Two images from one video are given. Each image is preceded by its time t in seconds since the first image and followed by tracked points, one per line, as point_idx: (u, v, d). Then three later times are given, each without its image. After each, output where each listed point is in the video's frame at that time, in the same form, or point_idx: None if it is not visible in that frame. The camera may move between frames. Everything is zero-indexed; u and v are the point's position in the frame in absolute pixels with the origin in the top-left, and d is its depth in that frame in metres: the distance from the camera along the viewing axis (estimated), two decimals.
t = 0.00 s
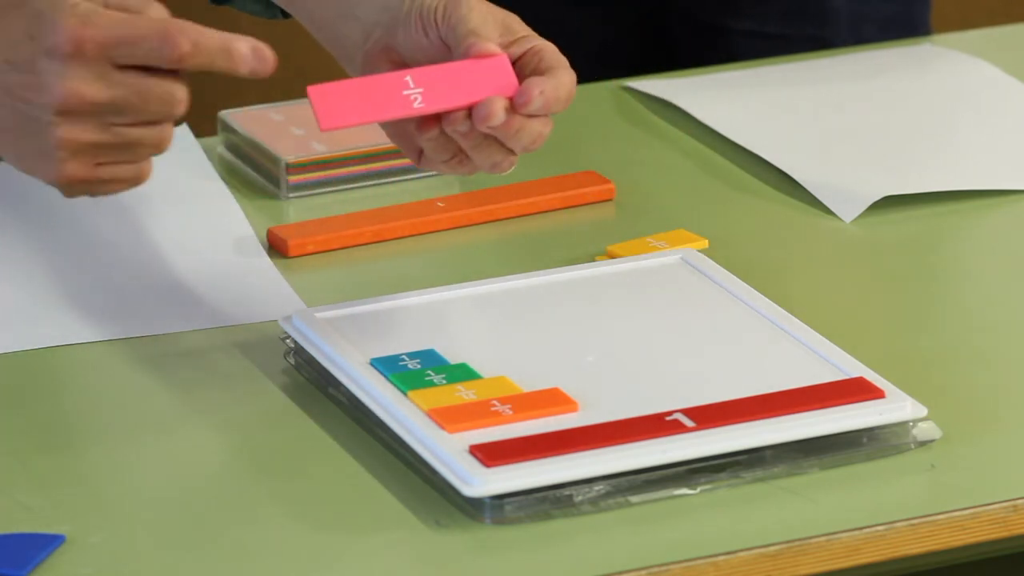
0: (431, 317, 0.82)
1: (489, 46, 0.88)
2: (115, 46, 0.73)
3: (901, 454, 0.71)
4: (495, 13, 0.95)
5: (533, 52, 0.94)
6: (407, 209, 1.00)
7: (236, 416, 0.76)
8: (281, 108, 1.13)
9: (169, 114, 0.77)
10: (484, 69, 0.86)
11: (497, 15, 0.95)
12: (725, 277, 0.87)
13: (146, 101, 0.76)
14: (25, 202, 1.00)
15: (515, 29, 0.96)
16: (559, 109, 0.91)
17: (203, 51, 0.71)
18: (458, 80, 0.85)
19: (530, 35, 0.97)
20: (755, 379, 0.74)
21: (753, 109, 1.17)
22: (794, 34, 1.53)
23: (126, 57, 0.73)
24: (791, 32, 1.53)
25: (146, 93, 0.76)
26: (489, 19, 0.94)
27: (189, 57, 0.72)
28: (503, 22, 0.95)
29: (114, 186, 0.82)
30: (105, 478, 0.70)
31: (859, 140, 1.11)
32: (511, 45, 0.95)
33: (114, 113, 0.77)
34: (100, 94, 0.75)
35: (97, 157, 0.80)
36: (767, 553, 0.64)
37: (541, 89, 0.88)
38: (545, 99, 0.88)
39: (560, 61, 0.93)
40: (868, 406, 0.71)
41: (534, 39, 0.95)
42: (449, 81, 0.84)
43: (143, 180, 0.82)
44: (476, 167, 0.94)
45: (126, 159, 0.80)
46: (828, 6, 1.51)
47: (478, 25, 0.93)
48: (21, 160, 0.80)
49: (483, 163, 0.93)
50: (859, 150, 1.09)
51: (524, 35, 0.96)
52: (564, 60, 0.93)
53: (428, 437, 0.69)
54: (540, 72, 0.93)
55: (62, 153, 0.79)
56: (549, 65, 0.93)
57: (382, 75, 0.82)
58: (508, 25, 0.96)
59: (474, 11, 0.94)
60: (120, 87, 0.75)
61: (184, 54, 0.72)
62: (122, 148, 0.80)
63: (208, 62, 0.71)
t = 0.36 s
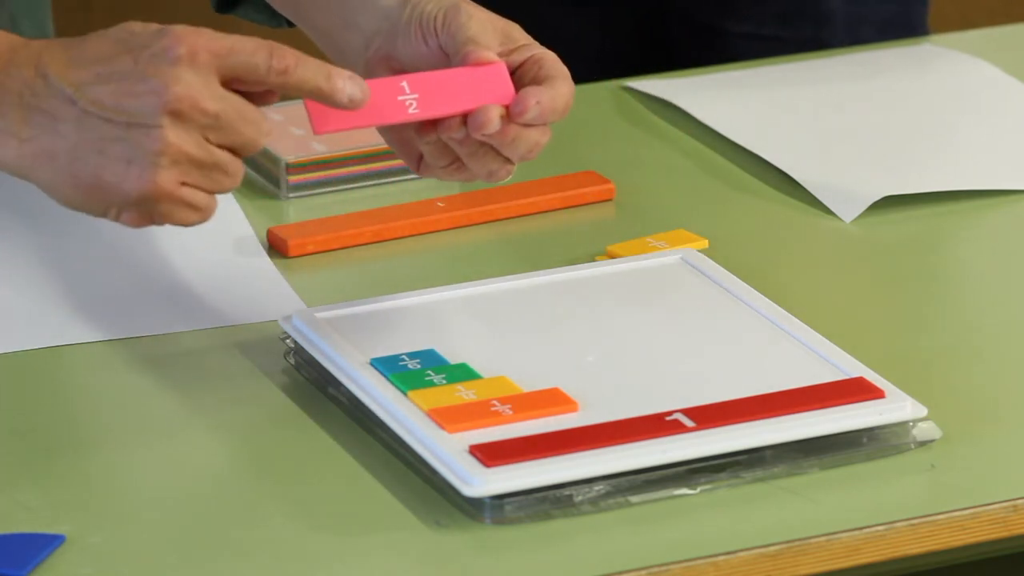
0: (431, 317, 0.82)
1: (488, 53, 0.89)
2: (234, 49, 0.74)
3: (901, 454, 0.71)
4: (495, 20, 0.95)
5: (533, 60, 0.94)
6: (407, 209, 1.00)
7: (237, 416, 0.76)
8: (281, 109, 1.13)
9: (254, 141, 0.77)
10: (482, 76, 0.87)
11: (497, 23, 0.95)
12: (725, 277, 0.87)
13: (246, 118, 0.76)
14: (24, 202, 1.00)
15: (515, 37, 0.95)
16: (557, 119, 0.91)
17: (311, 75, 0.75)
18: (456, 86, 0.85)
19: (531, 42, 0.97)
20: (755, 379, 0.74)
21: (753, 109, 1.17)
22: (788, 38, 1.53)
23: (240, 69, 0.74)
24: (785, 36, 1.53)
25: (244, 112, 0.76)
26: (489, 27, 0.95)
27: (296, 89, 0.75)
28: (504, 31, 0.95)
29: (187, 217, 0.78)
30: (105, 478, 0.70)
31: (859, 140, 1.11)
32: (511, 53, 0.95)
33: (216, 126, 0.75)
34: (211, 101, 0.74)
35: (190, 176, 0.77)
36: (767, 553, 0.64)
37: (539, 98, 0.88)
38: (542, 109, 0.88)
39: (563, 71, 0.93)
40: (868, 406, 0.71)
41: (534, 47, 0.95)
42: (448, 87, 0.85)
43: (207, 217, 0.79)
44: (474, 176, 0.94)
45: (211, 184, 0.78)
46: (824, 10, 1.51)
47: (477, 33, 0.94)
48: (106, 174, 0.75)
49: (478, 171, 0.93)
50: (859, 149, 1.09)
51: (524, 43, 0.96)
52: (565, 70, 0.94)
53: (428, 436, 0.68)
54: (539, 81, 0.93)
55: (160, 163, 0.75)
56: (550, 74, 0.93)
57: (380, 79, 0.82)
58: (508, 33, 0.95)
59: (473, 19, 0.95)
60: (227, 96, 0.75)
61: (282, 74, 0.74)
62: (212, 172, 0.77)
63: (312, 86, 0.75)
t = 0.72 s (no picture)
0: (431, 317, 0.82)
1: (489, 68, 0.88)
2: (255, 50, 0.74)
3: (901, 454, 0.71)
4: (496, 36, 0.94)
5: (535, 75, 0.93)
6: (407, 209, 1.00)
7: (237, 416, 0.76)
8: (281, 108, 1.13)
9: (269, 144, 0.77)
10: (483, 92, 0.86)
11: (499, 38, 0.94)
12: (725, 277, 0.87)
13: (263, 121, 0.76)
14: (24, 202, 1.00)
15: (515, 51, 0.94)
16: (557, 135, 0.89)
17: (326, 83, 0.76)
18: (455, 102, 0.84)
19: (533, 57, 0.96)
20: (756, 379, 0.74)
21: (753, 110, 1.17)
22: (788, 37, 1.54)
23: (260, 71, 0.74)
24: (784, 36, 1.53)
25: (261, 115, 0.75)
26: (490, 42, 0.93)
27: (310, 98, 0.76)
28: (506, 45, 0.94)
29: (199, 216, 0.77)
30: (104, 479, 0.70)
31: (859, 140, 1.11)
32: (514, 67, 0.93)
33: (234, 126, 0.75)
34: (232, 101, 0.74)
35: (207, 175, 0.75)
36: (767, 553, 0.64)
37: (539, 115, 0.87)
38: (543, 125, 0.87)
39: (565, 87, 0.92)
40: (868, 406, 0.71)
41: (537, 63, 0.94)
42: (448, 103, 0.84)
43: (218, 218, 0.78)
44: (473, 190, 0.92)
45: (224, 186, 0.77)
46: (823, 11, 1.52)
47: (478, 48, 0.91)
48: (123, 169, 0.73)
49: (477, 185, 0.91)
50: (859, 150, 1.09)
51: (526, 57, 0.95)
52: (568, 87, 0.92)
53: (428, 436, 0.68)
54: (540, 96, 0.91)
55: (179, 159, 0.73)
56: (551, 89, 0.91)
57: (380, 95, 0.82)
58: (509, 47, 0.94)
59: (475, 34, 0.92)
60: (247, 97, 0.75)
61: (296, 78, 0.75)
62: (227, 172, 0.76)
63: (327, 95, 0.76)
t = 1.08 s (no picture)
0: (431, 318, 0.82)
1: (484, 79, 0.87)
2: (273, 64, 0.74)
3: (901, 454, 0.71)
4: (493, 46, 0.94)
5: (531, 86, 0.93)
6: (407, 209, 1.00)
7: (237, 416, 0.76)
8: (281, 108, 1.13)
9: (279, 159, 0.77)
10: (479, 101, 0.85)
11: (496, 49, 0.94)
12: (725, 277, 0.87)
13: (276, 137, 0.76)
14: (24, 202, 1.00)
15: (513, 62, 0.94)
16: (554, 146, 0.89)
17: (340, 102, 0.76)
18: (450, 112, 0.84)
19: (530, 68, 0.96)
20: (756, 379, 0.74)
21: (753, 110, 1.17)
22: (788, 37, 1.53)
23: (276, 86, 0.75)
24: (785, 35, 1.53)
25: (275, 131, 0.76)
26: (487, 53, 0.93)
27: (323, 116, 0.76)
28: (503, 56, 0.94)
29: (208, 229, 0.76)
30: (104, 479, 0.70)
31: (859, 140, 1.11)
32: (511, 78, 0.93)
33: (247, 140, 0.75)
34: (248, 115, 0.74)
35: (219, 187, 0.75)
36: (767, 553, 0.64)
37: (535, 126, 0.86)
38: (538, 137, 0.87)
39: (563, 99, 0.92)
40: (868, 406, 0.71)
41: (533, 74, 0.94)
42: (445, 113, 0.83)
43: (228, 230, 0.77)
44: (468, 199, 0.93)
45: (235, 201, 0.76)
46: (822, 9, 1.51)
47: (474, 59, 0.92)
48: (135, 177, 0.73)
49: (472, 194, 0.92)
50: (859, 150, 1.09)
51: (523, 67, 0.95)
52: (565, 98, 0.92)
53: (428, 436, 0.68)
54: (537, 107, 0.91)
55: (193, 169, 0.73)
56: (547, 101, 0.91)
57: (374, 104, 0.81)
58: (506, 57, 0.94)
59: (472, 45, 0.93)
60: (262, 111, 0.75)
61: (311, 95, 0.75)
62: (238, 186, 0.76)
63: (342, 113, 0.76)
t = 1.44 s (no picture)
0: (431, 318, 0.82)
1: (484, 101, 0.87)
2: (277, 88, 0.74)
3: (901, 454, 0.71)
4: (495, 67, 0.93)
5: (532, 107, 0.92)
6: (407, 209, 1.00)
7: (236, 415, 0.76)
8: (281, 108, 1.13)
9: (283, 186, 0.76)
10: (478, 125, 0.85)
11: (497, 69, 0.93)
12: (725, 277, 0.87)
13: (280, 161, 0.75)
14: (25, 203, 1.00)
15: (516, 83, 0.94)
16: (553, 169, 0.89)
17: (343, 128, 0.76)
18: (449, 135, 0.83)
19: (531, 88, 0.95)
20: (757, 379, 0.74)
21: (753, 110, 1.17)
22: (788, 37, 1.54)
23: (279, 109, 0.74)
24: (785, 36, 1.53)
25: (278, 154, 0.75)
26: (488, 74, 0.92)
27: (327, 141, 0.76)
28: (505, 77, 0.94)
29: (211, 252, 0.76)
30: (104, 478, 0.70)
31: (859, 139, 1.11)
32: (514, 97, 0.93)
33: (250, 164, 0.74)
34: (251, 138, 0.74)
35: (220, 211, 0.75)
36: (767, 553, 0.64)
37: (533, 149, 0.86)
38: (537, 161, 0.86)
39: (564, 121, 0.91)
40: (868, 406, 0.71)
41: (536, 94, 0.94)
42: (444, 138, 0.83)
43: (229, 255, 0.77)
44: (469, 220, 0.92)
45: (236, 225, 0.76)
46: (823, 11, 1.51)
47: (476, 80, 0.91)
48: (136, 197, 0.73)
49: (471, 216, 0.91)
50: (859, 150, 1.09)
51: (524, 88, 0.94)
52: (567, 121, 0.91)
53: (428, 437, 0.68)
54: (537, 129, 0.91)
55: (195, 191, 0.73)
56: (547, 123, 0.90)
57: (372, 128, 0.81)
58: (508, 78, 0.94)
59: (473, 66, 0.92)
60: (265, 136, 0.74)
61: (312, 121, 0.75)
62: (240, 210, 0.76)
63: (343, 139, 0.76)
